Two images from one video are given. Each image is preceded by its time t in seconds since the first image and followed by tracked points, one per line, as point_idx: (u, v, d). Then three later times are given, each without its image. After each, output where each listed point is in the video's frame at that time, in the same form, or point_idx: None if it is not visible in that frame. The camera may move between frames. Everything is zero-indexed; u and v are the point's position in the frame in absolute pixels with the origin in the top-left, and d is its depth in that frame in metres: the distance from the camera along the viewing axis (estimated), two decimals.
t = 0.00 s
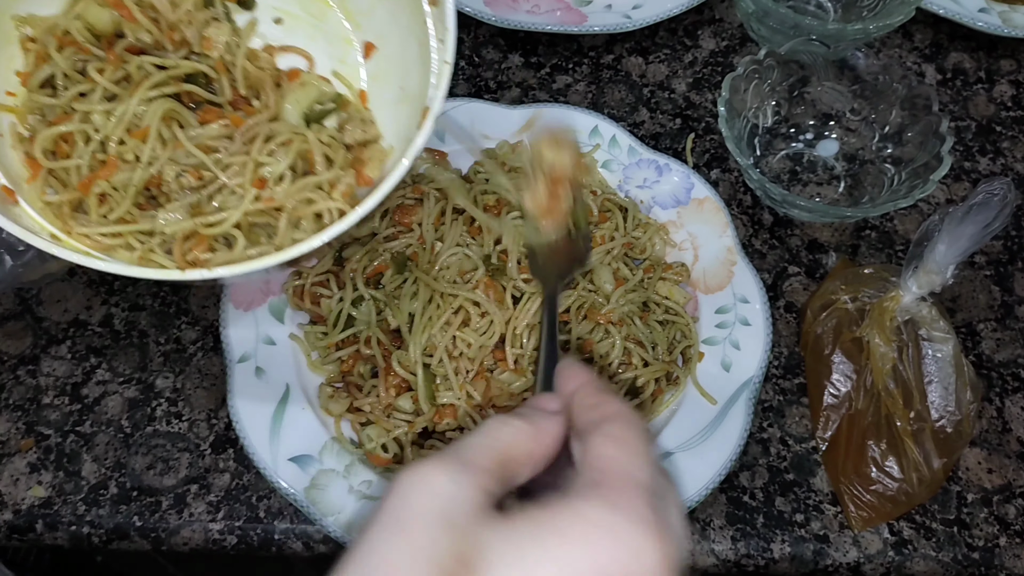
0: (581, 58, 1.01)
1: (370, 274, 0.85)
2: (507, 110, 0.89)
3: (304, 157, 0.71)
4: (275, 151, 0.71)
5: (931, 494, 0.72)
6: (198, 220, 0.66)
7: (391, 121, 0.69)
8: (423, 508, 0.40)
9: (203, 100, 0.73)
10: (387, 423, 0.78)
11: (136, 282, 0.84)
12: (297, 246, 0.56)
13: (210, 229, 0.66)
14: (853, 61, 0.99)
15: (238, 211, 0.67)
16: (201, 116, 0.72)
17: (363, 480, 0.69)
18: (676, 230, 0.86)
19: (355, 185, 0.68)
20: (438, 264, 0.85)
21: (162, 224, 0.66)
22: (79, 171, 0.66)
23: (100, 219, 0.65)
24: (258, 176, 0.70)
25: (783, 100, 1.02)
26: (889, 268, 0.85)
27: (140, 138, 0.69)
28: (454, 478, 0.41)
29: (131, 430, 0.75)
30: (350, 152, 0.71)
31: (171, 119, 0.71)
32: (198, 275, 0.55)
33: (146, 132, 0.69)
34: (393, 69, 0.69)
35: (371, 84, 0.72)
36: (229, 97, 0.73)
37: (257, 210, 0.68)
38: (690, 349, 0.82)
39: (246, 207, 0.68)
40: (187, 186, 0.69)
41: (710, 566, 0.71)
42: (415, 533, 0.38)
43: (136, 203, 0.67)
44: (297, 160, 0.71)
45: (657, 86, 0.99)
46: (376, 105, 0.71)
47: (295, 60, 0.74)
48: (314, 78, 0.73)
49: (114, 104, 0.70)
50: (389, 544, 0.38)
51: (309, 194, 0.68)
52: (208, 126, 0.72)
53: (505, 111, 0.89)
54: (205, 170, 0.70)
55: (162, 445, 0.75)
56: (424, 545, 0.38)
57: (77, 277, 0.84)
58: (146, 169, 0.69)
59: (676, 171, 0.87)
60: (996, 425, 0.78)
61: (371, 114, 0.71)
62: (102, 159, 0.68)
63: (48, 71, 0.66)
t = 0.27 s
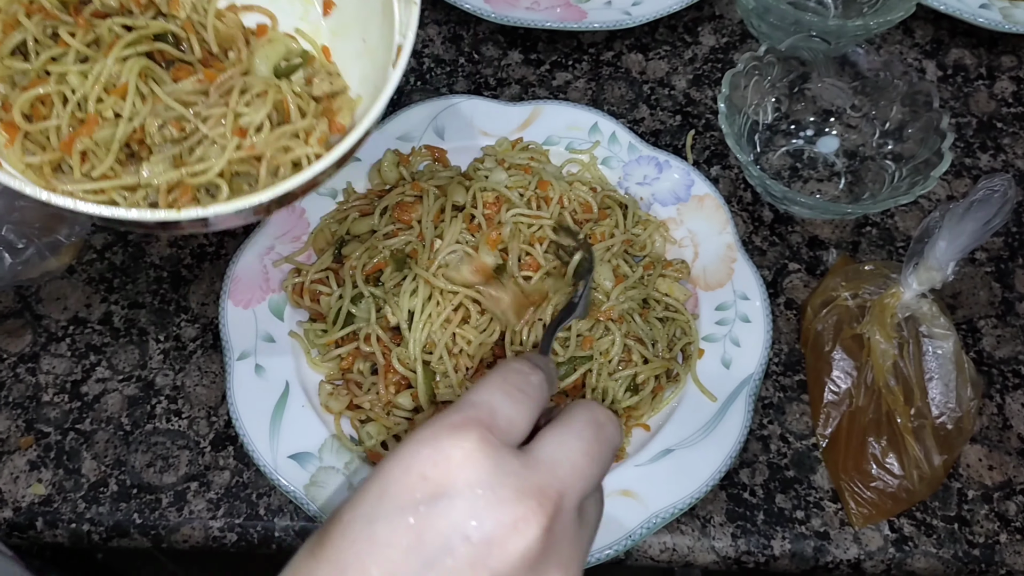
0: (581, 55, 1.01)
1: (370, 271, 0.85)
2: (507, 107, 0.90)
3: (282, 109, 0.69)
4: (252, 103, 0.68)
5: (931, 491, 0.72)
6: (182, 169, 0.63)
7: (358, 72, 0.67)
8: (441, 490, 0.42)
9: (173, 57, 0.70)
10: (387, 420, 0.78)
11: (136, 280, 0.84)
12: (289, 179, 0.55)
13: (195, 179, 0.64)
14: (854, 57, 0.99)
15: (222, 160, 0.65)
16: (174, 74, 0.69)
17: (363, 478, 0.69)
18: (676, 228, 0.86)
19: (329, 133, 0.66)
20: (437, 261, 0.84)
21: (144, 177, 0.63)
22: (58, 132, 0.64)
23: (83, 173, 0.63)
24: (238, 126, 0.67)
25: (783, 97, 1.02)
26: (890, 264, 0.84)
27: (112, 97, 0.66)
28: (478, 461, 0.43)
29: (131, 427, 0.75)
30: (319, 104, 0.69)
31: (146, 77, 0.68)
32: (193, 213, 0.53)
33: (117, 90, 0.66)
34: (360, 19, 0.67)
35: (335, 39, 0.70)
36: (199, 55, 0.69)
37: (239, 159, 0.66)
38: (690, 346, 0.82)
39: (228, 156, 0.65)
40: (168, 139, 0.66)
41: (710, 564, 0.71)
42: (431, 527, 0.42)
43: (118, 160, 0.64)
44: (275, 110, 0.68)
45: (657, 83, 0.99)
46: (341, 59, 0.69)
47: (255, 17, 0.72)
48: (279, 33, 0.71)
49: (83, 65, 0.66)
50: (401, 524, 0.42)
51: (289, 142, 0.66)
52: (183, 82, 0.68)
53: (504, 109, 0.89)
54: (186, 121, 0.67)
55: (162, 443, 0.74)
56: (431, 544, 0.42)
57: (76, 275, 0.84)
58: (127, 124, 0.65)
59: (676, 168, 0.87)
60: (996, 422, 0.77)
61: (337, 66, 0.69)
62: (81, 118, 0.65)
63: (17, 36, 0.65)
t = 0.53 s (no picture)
0: (584, 48, 1.00)
1: (373, 264, 0.85)
2: (510, 101, 0.88)
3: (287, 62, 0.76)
4: (259, 53, 0.75)
5: (936, 484, 0.72)
6: (190, 120, 0.69)
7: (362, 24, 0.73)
8: (426, 456, 0.34)
9: (179, 11, 0.77)
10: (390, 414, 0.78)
11: (139, 274, 0.84)
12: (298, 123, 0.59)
13: (203, 128, 0.70)
14: (858, 51, 0.98)
15: (230, 108, 0.71)
16: (177, 25, 0.76)
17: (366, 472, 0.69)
18: (679, 222, 0.85)
19: (336, 83, 0.73)
20: (441, 254, 0.85)
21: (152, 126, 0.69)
22: (67, 84, 0.70)
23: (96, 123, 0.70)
24: (245, 76, 0.75)
25: (787, 90, 1.01)
26: (894, 258, 0.84)
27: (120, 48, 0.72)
28: (471, 423, 0.34)
29: (134, 421, 0.75)
30: (325, 56, 0.76)
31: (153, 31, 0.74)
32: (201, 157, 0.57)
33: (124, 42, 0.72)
34: None
35: None
36: (205, 10, 0.77)
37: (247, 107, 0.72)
38: (693, 340, 0.82)
39: (236, 106, 0.72)
40: (174, 88, 0.72)
41: (714, 558, 0.71)
42: (415, 503, 0.34)
43: (125, 110, 0.71)
44: (280, 62, 0.76)
45: (661, 77, 0.98)
46: (344, 11, 0.75)
47: None
48: None
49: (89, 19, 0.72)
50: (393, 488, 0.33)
51: (295, 94, 0.74)
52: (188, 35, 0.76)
53: (506, 102, 0.88)
54: (192, 71, 0.73)
55: (165, 437, 0.74)
56: (425, 518, 0.34)
57: (79, 269, 0.84)
58: (134, 74, 0.72)
59: (680, 162, 0.86)
60: (1001, 416, 0.77)
61: (341, 20, 0.75)
62: (88, 69, 0.72)
63: None
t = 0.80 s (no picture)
0: (592, 47, 1.01)
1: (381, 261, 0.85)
2: (519, 98, 0.89)
3: (309, 97, 0.77)
4: (282, 89, 0.77)
5: (942, 484, 0.72)
6: (211, 157, 0.71)
7: (387, 62, 0.74)
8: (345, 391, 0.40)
9: (203, 42, 0.79)
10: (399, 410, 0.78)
11: (147, 269, 0.84)
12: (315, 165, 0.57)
13: (221, 164, 0.72)
14: (866, 51, 0.98)
15: (249, 147, 0.73)
16: (204, 57, 0.78)
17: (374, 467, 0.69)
18: (687, 220, 0.85)
19: (357, 121, 0.74)
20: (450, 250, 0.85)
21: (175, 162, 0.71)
22: (88, 112, 0.72)
23: (115, 156, 0.72)
24: (267, 112, 0.77)
25: (795, 90, 1.01)
26: (901, 258, 0.84)
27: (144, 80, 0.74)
28: (263, 368, 0.42)
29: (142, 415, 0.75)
30: (349, 91, 0.77)
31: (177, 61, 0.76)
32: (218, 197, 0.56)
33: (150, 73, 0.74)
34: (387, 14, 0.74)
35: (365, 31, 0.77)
36: (229, 41, 0.78)
37: (266, 145, 0.74)
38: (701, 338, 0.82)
39: (257, 142, 0.74)
40: (196, 123, 0.74)
41: (720, 555, 0.71)
42: (325, 424, 0.39)
43: (146, 142, 0.73)
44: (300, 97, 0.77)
45: (668, 76, 0.99)
46: (371, 47, 0.77)
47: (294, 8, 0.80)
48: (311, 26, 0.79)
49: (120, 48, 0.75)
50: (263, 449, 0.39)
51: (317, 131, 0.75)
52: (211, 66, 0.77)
53: (515, 100, 0.89)
54: (214, 107, 0.75)
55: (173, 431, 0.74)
56: (254, 485, 0.38)
57: (87, 263, 0.84)
58: (157, 107, 0.74)
59: (688, 161, 0.86)
60: (1007, 417, 0.77)
61: (366, 55, 0.76)
62: (111, 98, 0.74)
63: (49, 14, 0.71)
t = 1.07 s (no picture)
0: (592, 46, 1.01)
1: (381, 258, 0.86)
2: (519, 97, 0.90)
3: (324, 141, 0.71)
4: (293, 133, 0.71)
5: (938, 481, 0.72)
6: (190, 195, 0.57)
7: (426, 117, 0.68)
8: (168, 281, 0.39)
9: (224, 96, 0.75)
10: (397, 406, 0.78)
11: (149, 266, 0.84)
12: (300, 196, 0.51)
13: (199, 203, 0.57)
14: (865, 50, 0.99)
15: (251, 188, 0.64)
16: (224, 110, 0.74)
17: (372, 461, 0.69)
18: (686, 218, 0.86)
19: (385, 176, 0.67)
20: (449, 247, 0.86)
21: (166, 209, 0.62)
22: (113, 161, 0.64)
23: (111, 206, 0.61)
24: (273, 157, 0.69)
25: (795, 88, 1.02)
26: (899, 256, 0.85)
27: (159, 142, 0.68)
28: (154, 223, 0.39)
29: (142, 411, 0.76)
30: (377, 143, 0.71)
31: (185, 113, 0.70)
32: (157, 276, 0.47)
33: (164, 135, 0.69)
34: (423, 63, 0.68)
35: (405, 85, 0.71)
36: (257, 95, 0.75)
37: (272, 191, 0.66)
38: (699, 336, 0.82)
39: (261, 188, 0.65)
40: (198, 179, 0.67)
41: (716, 551, 0.72)
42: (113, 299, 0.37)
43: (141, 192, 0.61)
44: (315, 145, 0.71)
45: (668, 75, 0.99)
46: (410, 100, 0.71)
47: (334, 62, 0.77)
48: (347, 79, 0.74)
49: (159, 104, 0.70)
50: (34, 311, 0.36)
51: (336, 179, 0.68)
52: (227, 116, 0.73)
53: (514, 99, 0.90)
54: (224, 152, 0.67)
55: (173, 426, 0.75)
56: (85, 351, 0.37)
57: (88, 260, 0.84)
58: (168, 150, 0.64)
59: (687, 159, 0.87)
60: (1003, 415, 0.78)
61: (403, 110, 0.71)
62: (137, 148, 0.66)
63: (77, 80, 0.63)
